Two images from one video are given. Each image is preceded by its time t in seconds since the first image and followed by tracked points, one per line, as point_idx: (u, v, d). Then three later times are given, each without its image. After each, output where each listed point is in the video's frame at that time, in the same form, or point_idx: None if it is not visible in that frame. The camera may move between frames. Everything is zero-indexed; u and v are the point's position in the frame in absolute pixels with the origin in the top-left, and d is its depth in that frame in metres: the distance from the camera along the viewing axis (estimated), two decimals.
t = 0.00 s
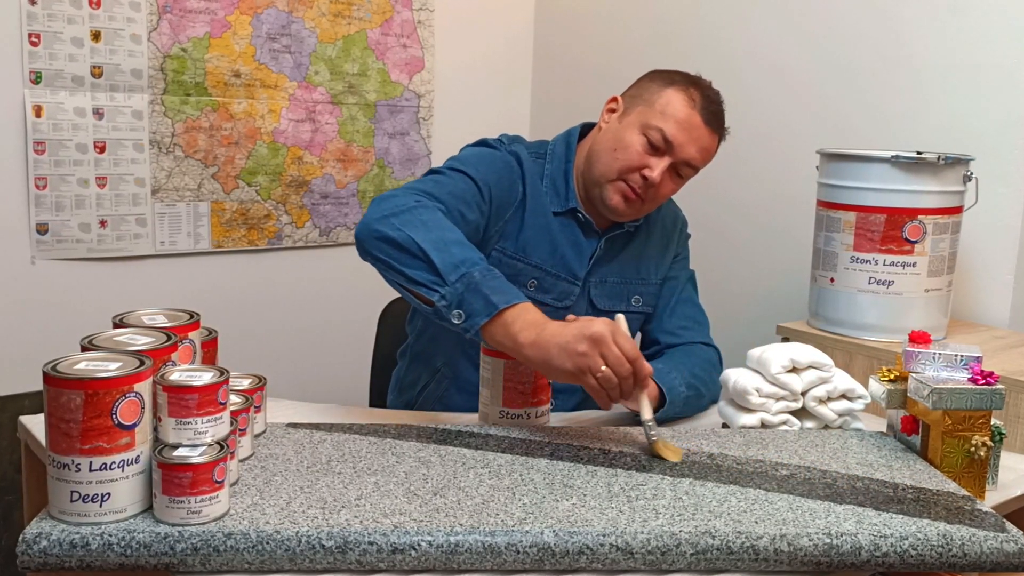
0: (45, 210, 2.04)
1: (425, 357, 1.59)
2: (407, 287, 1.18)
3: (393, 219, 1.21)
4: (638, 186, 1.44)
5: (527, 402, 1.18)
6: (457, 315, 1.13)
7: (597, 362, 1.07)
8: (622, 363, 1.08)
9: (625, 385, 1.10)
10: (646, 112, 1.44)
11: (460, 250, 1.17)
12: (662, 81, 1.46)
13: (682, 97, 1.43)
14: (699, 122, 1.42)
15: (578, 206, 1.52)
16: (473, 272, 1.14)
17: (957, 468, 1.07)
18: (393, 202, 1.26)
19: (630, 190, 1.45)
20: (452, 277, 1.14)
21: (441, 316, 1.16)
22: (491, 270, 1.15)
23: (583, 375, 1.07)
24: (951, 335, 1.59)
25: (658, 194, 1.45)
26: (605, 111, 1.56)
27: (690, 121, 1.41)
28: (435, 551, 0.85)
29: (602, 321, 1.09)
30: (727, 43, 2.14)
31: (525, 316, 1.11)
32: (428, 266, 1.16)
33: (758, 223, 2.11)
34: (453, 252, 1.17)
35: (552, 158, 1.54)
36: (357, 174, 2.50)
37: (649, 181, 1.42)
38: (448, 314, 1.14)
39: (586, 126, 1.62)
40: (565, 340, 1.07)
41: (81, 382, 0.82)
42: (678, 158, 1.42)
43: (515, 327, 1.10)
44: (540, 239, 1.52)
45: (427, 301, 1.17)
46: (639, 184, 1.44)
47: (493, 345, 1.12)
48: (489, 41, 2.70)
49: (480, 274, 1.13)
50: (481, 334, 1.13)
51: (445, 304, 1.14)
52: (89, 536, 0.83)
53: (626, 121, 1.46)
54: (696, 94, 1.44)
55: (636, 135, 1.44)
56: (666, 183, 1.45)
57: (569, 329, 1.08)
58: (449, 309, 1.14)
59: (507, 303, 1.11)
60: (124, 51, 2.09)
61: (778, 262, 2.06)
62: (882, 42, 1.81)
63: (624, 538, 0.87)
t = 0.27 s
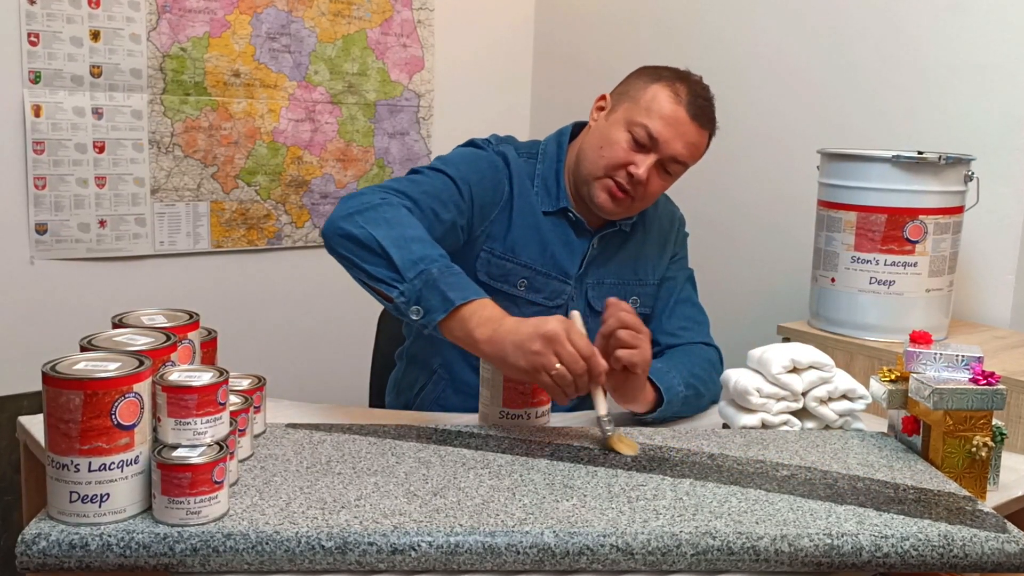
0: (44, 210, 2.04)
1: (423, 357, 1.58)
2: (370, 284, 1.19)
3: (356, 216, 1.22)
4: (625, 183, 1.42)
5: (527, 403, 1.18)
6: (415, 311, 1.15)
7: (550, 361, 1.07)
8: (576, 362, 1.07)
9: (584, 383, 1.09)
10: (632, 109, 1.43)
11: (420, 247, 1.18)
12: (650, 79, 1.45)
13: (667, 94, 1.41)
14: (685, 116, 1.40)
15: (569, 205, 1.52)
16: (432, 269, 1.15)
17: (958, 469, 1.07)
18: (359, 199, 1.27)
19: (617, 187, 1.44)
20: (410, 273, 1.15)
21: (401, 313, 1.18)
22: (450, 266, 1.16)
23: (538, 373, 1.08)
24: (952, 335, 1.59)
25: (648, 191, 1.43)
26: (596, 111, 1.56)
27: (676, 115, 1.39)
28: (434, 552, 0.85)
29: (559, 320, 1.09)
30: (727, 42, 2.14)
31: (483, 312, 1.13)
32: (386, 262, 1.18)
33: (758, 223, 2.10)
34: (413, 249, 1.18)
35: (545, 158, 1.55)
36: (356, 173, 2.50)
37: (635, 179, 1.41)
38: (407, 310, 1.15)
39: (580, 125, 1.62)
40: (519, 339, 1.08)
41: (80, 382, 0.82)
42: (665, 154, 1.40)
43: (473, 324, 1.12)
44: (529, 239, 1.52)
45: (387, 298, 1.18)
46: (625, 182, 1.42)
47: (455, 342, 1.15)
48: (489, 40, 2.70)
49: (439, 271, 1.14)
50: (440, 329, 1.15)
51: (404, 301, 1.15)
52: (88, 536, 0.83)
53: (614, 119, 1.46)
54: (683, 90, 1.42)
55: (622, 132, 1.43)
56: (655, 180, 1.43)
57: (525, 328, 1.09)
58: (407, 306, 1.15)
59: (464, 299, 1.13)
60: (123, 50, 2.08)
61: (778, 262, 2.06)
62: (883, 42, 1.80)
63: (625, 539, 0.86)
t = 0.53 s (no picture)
0: (43, 210, 2.04)
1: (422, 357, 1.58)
2: (334, 284, 1.21)
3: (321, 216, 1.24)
4: (608, 182, 1.41)
5: (527, 403, 1.18)
6: (375, 308, 1.16)
7: (502, 356, 1.07)
8: (529, 357, 1.06)
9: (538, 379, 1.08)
10: (610, 107, 1.43)
11: (381, 245, 1.20)
12: (627, 74, 1.45)
13: (645, 88, 1.41)
14: (662, 109, 1.39)
15: (557, 204, 1.51)
16: (390, 267, 1.16)
17: (959, 469, 1.06)
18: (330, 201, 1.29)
19: (601, 187, 1.43)
20: (369, 271, 1.17)
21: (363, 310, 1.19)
22: (409, 264, 1.17)
23: (492, 369, 1.08)
24: (953, 335, 1.59)
25: (633, 188, 1.42)
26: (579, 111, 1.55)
27: (654, 110, 1.39)
28: (434, 553, 0.85)
29: (514, 315, 1.08)
30: (727, 42, 2.14)
31: (441, 308, 1.13)
32: (348, 261, 1.19)
33: (758, 222, 2.10)
34: (373, 247, 1.19)
35: (535, 157, 1.55)
36: (356, 173, 2.50)
37: (618, 177, 1.40)
38: (367, 308, 1.17)
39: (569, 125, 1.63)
40: (473, 334, 1.08)
41: (79, 383, 0.82)
42: (646, 150, 1.39)
43: (431, 320, 1.13)
44: (517, 239, 1.52)
45: (348, 296, 1.19)
46: (608, 180, 1.41)
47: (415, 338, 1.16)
48: (489, 40, 2.69)
49: (397, 269, 1.16)
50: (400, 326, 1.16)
51: (364, 299, 1.17)
52: (87, 537, 0.83)
53: (593, 118, 1.45)
54: (660, 85, 1.41)
55: (602, 131, 1.42)
56: (640, 177, 1.42)
57: (480, 324, 1.08)
58: (367, 303, 1.17)
59: (421, 296, 1.14)
60: (123, 50, 2.08)
61: (779, 261, 2.06)
62: (884, 41, 1.80)
63: (625, 539, 0.86)
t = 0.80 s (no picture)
0: (42, 210, 2.04)
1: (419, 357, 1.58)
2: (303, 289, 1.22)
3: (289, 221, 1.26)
4: (585, 182, 1.41)
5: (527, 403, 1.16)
6: (338, 311, 1.18)
7: (456, 351, 1.07)
8: (482, 353, 1.06)
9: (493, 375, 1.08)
10: (579, 106, 1.41)
11: (344, 248, 1.21)
12: (595, 70, 1.43)
13: (609, 84, 1.38)
14: (630, 105, 1.36)
15: (543, 206, 1.51)
16: (352, 270, 1.18)
17: (959, 469, 1.06)
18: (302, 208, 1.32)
19: (580, 188, 1.43)
20: (332, 274, 1.19)
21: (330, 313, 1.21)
22: (371, 266, 1.19)
23: (448, 366, 1.09)
24: (954, 335, 1.58)
25: (611, 186, 1.41)
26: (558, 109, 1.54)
27: (622, 107, 1.36)
28: (434, 553, 0.84)
29: (469, 313, 1.09)
30: (727, 41, 2.13)
31: (401, 307, 1.15)
32: (313, 265, 1.21)
33: (759, 222, 2.10)
34: (335, 250, 1.21)
35: (522, 156, 1.54)
36: (356, 173, 2.49)
37: (593, 176, 1.39)
38: (331, 310, 1.19)
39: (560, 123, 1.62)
40: (429, 332, 1.09)
41: (78, 383, 0.81)
42: (617, 147, 1.38)
43: (391, 320, 1.14)
44: (503, 240, 1.52)
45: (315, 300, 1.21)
46: (585, 180, 1.41)
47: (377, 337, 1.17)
48: (489, 39, 2.69)
49: (358, 271, 1.17)
50: (363, 327, 1.18)
51: (327, 302, 1.19)
52: (86, 537, 0.83)
53: (566, 119, 1.44)
54: (625, 78, 1.39)
55: (574, 132, 1.42)
56: (618, 174, 1.41)
57: (436, 322, 1.09)
58: (331, 305, 1.19)
59: (381, 296, 1.16)
60: (122, 50, 2.08)
61: (779, 261, 2.05)
62: (884, 41, 1.80)
63: (625, 540, 0.86)
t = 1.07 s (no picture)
0: (41, 209, 2.04)
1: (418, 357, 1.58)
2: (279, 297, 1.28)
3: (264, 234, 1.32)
4: (548, 180, 1.39)
5: (527, 403, 1.16)
6: (307, 315, 1.23)
7: (410, 350, 1.12)
8: (435, 349, 1.10)
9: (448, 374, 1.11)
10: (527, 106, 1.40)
11: (312, 254, 1.26)
12: (537, 68, 1.41)
13: (547, 79, 1.37)
14: (571, 97, 1.34)
15: (523, 207, 1.51)
16: (317, 274, 1.23)
17: (960, 470, 1.06)
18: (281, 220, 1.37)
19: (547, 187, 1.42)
20: (299, 282, 1.23)
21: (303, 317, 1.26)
22: (336, 270, 1.23)
23: (407, 364, 1.13)
24: (955, 335, 1.58)
25: (577, 178, 1.39)
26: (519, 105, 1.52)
27: (562, 101, 1.35)
28: (434, 554, 0.84)
29: (425, 313, 1.13)
30: (727, 41, 2.13)
31: (366, 309, 1.19)
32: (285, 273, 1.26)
33: (759, 222, 2.10)
34: (303, 257, 1.26)
35: (505, 158, 1.55)
36: (356, 173, 2.49)
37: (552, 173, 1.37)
38: (302, 315, 1.23)
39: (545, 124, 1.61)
40: (389, 332, 1.14)
41: (77, 383, 0.81)
42: (568, 139, 1.36)
43: (356, 322, 1.18)
44: (487, 241, 1.52)
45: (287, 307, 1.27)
46: (547, 178, 1.39)
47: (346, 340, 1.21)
48: (489, 39, 2.69)
49: (324, 275, 1.22)
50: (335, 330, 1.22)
51: (297, 306, 1.24)
52: (85, 538, 0.83)
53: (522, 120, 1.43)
54: (563, 71, 1.37)
55: (527, 133, 1.41)
56: (579, 166, 1.39)
57: (394, 322, 1.14)
58: (301, 311, 1.23)
59: (345, 300, 1.20)
60: (122, 49, 2.08)
61: (780, 261, 2.05)
62: (885, 40, 1.80)
63: (625, 540, 0.86)
